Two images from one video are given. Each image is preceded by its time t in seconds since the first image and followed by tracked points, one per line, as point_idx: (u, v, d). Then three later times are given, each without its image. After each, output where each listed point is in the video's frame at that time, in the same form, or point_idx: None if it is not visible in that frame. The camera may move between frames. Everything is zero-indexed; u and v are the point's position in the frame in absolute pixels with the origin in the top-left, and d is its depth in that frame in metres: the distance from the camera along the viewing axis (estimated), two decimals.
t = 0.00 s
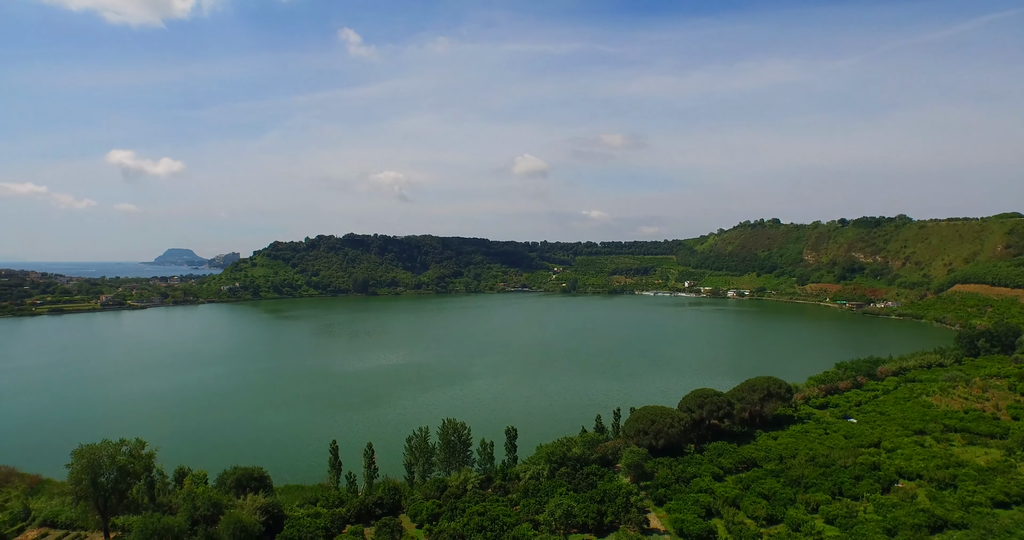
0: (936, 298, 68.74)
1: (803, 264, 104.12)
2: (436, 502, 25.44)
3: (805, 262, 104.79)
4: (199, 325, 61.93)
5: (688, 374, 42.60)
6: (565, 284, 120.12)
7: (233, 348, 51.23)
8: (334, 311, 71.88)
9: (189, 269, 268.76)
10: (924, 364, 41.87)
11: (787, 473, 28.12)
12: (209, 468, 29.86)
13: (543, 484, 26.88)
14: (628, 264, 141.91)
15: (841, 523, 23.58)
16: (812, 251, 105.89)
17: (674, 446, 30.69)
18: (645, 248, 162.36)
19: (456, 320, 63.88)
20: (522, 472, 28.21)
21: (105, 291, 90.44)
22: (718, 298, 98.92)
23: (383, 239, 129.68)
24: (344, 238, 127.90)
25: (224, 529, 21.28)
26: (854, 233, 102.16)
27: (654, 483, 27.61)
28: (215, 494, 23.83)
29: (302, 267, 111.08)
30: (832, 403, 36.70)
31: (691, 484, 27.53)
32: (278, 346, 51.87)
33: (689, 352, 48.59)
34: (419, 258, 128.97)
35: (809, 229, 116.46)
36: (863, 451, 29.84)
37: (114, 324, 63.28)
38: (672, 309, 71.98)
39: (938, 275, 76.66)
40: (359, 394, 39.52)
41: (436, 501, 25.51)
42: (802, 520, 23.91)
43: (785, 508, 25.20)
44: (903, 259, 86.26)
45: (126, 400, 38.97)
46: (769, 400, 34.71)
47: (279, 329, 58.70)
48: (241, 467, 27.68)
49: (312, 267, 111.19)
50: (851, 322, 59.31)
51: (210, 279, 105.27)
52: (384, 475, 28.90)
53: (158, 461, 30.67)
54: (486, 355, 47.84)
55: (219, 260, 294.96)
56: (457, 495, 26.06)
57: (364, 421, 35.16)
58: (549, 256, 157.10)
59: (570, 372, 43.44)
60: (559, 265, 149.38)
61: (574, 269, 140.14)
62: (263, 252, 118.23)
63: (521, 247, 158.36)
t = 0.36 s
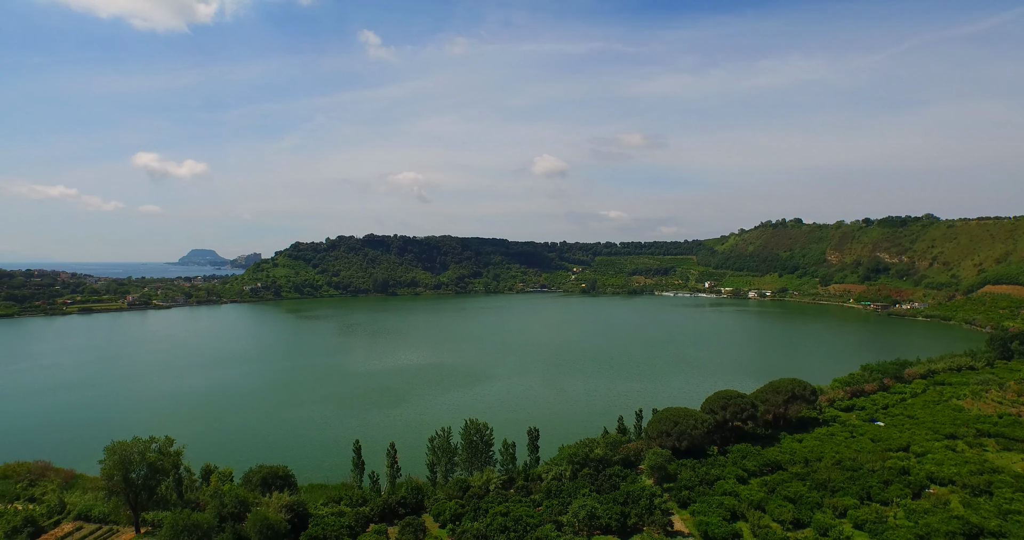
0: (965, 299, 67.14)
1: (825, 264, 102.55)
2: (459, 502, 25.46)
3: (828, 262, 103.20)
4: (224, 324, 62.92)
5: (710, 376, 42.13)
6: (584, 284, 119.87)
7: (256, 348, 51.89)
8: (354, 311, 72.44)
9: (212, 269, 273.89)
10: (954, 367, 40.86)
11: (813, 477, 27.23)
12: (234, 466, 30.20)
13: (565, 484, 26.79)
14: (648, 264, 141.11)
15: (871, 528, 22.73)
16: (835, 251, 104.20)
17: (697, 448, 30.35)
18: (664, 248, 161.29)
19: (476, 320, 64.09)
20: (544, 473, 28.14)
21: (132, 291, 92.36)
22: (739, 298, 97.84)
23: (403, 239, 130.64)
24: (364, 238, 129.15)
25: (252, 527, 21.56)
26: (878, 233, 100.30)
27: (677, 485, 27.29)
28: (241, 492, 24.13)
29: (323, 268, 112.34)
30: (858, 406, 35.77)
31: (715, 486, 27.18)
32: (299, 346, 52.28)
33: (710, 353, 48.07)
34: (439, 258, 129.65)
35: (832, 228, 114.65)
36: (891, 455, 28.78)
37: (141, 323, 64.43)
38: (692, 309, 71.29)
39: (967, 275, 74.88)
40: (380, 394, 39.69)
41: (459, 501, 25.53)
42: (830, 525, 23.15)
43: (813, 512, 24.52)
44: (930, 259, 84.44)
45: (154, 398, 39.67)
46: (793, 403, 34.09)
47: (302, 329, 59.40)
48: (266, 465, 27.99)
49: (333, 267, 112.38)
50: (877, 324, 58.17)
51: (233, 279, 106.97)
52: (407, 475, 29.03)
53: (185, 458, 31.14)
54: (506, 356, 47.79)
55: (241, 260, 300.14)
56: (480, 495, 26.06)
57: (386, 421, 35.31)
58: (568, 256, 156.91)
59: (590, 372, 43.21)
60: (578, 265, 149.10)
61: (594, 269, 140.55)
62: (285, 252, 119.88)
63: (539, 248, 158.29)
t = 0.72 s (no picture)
0: (991, 300, 65.86)
1: (846, 264, 101.20)
2: (480, 502, 25.47)
3: (848, 262, 101.83)
4: (245, 324, 63.71)
5: (730, 377, 41.75)
6: (601, 284, 119.57)
7: (277, 347, 52.43)
8: (371, 310, 72.89)
9: (231, 269, 278.02)
10: (981, 369, 40.07)
11: (837, 480, 26.47)
12: (257, 464, 30.51)
13: (586, 485, 26.70)
14: (665, 264, 140.36)
15: (898, 532, 21.95)
16: (856, 251, 102.76)
17: (717, 450, 30.04)
18: (682, 248, 160.26)
19: (491, 320, 64.19)
20: (564, 473, 28.07)
21: (153, 290, 93.79)
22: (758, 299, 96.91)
23: (419, 239, 131.24)
24: (381, 238, 129.98)
25: (275, 525, 21.76)
26: (900, 232, 98.76)
27: (698, 487, 27.05)
28: (264, 489, 24.35)
29: (340, 267, 113.27)
30: (881, 408, 35.09)
31: (737, 488, 26.87)
32: (318, 346, 52.71)
33: (730, 354, 47.62)
34: (455, 258, 130.06)
35: (853, 228, 113.09)
36: (918, 459, 28.01)
37: (164, 322, 65.41)
38: (710, 310, 70.68)
39: (993, 276, 73.43)
40: (398, 394, 39.83)
41: (479, 501, 25.54)
42: (855, 528, 22.43)
43: (838, 515, 23.79)
44: (954, 259, 82.94)
45: (177, 396, 40.21)
46: (815, 404, 33.48)
47: (321, 328, 59.90)
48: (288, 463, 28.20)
49: (350, 267, 113.26)
50: (900, 325, 57.23)
51: (252, 279, 108.28)
52: (427, 474, 29.13)
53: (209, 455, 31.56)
54: (523, 355, 47.75)
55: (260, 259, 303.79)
56: (501, 495, 26.05)
57: (405, 420, 35.43)
58: (585, 256, 156.56)
59: (608, 373, 43.03)
60: (595, 265, 148.73)
61: (610, 269, 140.44)
62: (303, 252, 121.10)
63: (557, 248, 158.40)
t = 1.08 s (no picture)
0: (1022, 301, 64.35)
1: (869, 264, 99.63)
2: (502, 502, 25.45)
3: (871, 262, 100.26)
4: (269, 323, 64.62)
5: (753, 378, 41.34)
6: (619, 284, 119.13)
7: (298, 346, 53.06)
8: (390, 310, 73.42)
9: (253, 269, 281.37)
10: (1013, 373, 39.15)
11: (865, 483, 25.50)
12: (281, 462, 30.86)
13: (608, 486, 26.59)
14: (684, 264, 139.35)
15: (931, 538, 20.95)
16: (880, 251, 101.09)
17: (741, 452, 29.67)
18: (701, 248, 159.01)
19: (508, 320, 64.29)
20: (587, 473, 28.07)
21: (177, 290, 95.39)
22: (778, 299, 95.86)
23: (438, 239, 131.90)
24: (400, 238, 130.90)
25: (301, 523, 21.97)
26: (926, 232, 96.95)
27: (722, 489, 26.75)
28: (289, 488, 24.57)
29: (359, 267, 114.27)
30: (909, 411, 34.38)
31: (761, 491, 26.43)
32: (339, 345, 53.23)
33: (751, 355, 47.16)
34: (474, 258, 130.43)
35: (876, 227, 111.26)
36: (949, 464, 27.19)
37: (189, 321, 66.54)
38: (730, 310, 70.08)
39: None
40: (419, 393, 40.05)
41: (502, 501, 25.52)
42: (885, 533, 21.54)
43: (866, 520, 22.86)
44: (983, 259, 81.21)
45: (203, 394, 40.86)
46: (841, 406, 32.67)
47: (342, 328, 60.48)
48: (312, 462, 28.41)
49: (369, 267, 114.18)
50: (925, 326, 56.21)
51: (273, 279, 109.73)
52: (449, 474, 29.25)
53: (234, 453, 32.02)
54: (542, 356, 47.72)
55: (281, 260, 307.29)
56: (523, 496, 26.01)
57: (426, 420, 35.57)
58: (603, 256, 156.03)
59: (629, 374, 42.81)
60: (613, 265, 148.16)
61: (629, 269, 139.90)
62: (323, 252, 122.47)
63: (575, 248, 158.14)
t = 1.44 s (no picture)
0: None
1: (891, 264, 98.13)
2: (523, 502, 25.44)
3: (893, 262, 98.75)
4: (289, 323, 65.29)
5: (774, 379, 40.94)
6: (636, 285, 118.63)
7: (318, 345, 53.50)
8: (408, 310, 73.78)
9: (270, 269, 284.63)
10: None
11: (892, 486, 24.66)
12: (303, 461, 31.16)
13: (629, 487, 26.47)
14: (701, 264, 138.35)
15: None
16: (902, 251, 99.53)
17: (763, 454, 29.25)
18: (718, 248, 157.74)
19: (524, 320, 64.37)
20: (607, 474, 28.01)
21: (197, 290, 96.66)
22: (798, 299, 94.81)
23: (454, 239, 132.36)
24: (416, 238, 131.59)
25: (325, 521, 22.13)
26: (950, 231, 95.22)
27: (744, 491, 26.37)
28: (311, 486, 24.75)
29: (377, 268, 115.05)
30: (935, 414, 33.74)
31: (784, 494, 25.85)
32: (358, 344, 53.64)
33: (772, 355, 46.71)
34: (490, 258, 130.64)
35: (898, 226, 109.55)
36: (979, 469, 26.37)
37: (210, 321, 67.47)
38: (748, 310, 69.50)
39: None
40: (438, 393, 40.22)
41: (523, 501, 25.51)
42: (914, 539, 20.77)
43: (894, 525, 22.03)
44: (1009, 259, 79.60)
45: (226, 392, 41.40)
46: (864, 408, 31.74)
47: (361, 327, 60.91)
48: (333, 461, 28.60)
49: (386, 267, 114.90)
50: (951, 327, 55.24)
51: (292, 278, 110.85)
52: (469, 474, 29.31)
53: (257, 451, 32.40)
54: (560, 356, 47.70)
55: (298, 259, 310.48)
56: (544, 496, 25.96)
57: (446, 420, 35.70)
58: (620, 256, 155.49)
59: (648, 374, 42.61)
60: (629, 265, 147.53)
61: (646, 269, 139.21)
62: (340, 252, 123.52)
63: (591, 248, 157.76)
